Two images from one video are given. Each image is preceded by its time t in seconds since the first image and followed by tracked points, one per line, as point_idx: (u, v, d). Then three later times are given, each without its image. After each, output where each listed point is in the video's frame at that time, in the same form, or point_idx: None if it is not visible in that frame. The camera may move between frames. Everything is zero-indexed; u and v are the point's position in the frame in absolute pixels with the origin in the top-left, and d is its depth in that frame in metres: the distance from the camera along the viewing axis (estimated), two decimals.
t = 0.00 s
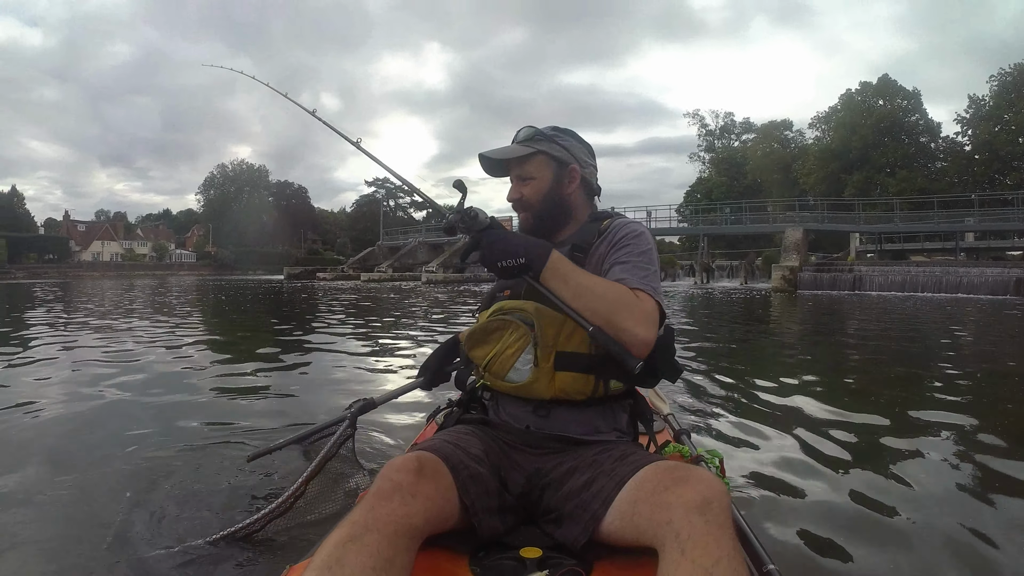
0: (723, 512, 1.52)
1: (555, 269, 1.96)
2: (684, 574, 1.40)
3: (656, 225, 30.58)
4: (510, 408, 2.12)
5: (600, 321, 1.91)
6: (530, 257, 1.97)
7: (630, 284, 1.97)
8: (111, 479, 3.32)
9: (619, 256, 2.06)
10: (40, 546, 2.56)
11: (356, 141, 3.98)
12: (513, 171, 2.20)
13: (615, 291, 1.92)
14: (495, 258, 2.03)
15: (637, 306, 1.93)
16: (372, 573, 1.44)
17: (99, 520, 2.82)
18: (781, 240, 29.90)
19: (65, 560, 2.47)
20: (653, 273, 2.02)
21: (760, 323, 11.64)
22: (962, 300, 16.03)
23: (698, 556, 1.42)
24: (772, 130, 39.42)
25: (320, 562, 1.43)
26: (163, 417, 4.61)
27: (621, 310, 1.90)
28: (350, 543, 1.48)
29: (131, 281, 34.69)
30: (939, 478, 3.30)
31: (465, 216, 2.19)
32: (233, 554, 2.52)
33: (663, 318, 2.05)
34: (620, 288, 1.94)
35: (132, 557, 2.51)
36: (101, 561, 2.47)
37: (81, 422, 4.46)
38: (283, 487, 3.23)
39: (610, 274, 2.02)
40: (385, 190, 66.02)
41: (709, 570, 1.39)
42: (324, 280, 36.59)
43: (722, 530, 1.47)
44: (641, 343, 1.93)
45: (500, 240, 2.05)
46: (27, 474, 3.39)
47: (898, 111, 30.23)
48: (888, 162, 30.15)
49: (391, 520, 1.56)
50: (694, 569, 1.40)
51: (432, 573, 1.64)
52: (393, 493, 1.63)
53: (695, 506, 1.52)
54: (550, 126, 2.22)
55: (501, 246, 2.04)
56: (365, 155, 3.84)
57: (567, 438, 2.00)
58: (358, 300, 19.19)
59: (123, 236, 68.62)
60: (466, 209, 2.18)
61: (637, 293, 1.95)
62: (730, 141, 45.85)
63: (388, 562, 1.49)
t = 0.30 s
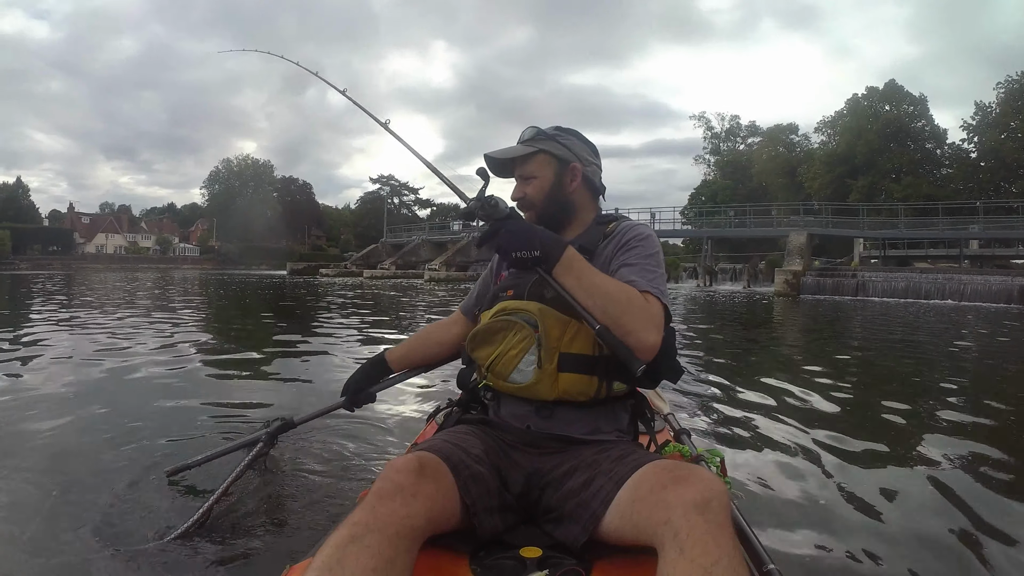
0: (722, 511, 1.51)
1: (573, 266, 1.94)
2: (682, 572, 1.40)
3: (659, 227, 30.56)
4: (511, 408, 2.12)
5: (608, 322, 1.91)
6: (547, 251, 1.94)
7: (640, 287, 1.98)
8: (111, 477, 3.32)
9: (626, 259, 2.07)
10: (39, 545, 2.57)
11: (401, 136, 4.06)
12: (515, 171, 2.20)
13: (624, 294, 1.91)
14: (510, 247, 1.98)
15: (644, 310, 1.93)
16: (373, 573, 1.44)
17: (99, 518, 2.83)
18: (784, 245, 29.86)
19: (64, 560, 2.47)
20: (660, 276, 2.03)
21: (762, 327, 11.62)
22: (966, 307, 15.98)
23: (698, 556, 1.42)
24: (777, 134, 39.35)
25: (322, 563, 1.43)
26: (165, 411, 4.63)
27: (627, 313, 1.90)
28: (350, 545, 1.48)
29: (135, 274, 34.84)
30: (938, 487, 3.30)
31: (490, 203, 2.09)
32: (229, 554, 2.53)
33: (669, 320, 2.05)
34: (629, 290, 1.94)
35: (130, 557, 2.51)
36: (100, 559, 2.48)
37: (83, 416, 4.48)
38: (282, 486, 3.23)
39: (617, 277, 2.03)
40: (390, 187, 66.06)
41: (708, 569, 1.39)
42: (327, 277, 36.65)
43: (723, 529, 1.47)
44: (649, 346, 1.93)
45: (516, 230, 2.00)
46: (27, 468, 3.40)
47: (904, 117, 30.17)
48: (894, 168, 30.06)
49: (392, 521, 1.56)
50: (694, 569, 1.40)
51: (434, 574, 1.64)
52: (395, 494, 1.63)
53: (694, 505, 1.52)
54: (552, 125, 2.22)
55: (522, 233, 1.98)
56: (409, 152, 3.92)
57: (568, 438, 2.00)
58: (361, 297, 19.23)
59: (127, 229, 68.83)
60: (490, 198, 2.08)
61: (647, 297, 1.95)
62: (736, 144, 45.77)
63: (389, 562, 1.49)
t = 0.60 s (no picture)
0: (722, 511, 1.51)
1: (573, 280, 1.89)
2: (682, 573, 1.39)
3: (664, 226, 30.50)
4: (509, 408, 2.12)
5: (605, 338, 1.92)
6: (550, 265, 1.86)
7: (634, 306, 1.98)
8: (113, 478, 3.33)
9: (625, 270, 2.05)
10: (38, 549, 2.57)
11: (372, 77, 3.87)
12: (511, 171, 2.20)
13: (620, 311, 1.91)
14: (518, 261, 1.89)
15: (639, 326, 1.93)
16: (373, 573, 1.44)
17: (99, 521, 2.83)
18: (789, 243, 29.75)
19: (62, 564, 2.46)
20: (660, 292, 2.02)
21: (766, 326, 11.59)
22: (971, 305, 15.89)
23: (697, 556, 1.41)
24: (782, 132, 39.21)
25: (322, 562, 1.43)
26: (169, 412, 4.64)
27: (622, 328, 1.90)
28: (350, 544, 1.48)
29: (141, 275, 35.04)
30: (941, 487, 3.28)
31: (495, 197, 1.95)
32: (228, 556, 2.53)
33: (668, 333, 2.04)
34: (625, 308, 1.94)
35: (129, 560, 2.51)
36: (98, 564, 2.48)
37: (86, 417, 4.49)
38: (283, 488, 3.23)
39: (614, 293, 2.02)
40: (394, 187, 66.11)
41: (708, 569, 1.39)
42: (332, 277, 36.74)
43: (722, 529, 1.47)
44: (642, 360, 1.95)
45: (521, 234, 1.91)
46: (30, 470, 3.41)
47: (909, 114, 30.00)
48: (899, 166, 29.89)
49: (392, 521, 1.56)
50: (695, 569, 1.39)
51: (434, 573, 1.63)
52: (395, 494, 1.63)
53: (694, 505, 1.51)
54: (548, 125, 2.21)
55: (521, 245, 1.89)
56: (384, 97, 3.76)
57: (567, 438, 2.00)
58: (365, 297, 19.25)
59: (133, 230, 69.11)
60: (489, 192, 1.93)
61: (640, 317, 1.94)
62: (741, 142, 45.62)
63: (389, 562, 1.49)
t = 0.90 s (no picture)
0: (722, 512, 1.50)
1: (566, 295, 1.84)
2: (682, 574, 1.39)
3: (670, 226, 30.43)
4: (507, 409, 2.11)
5: (596, 350, 1.87)
6: (543, 280, 1.81)
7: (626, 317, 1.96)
8: (113, 479, 3.33)
9: (618, 276, 2.02)
10: (35, 549, 2.57)
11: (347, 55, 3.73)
12: (499, 174, 2.20)
13: (612, 323, 1.87)
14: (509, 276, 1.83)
15: (628, 337, 1.89)
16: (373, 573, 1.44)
17: (97, 520, 2.83)
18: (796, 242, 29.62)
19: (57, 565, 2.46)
20: (654, 297, 1.99)
21: (772, 326, 11.53)
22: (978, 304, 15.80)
23: (698, 557, 1.41)
24: (788, 131, 39.04)
25: (322, 562, 1.43)
26: (173, 412, 4.65)
27: (612, 342, 1.86)
28: (350, 545, 1.47)
29: (148, 276, 35.25)
30: (944, 485, 3.27)
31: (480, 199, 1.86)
32: (229, 559, 2.52)
33: (662, 339, 2.02)
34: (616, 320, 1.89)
35: (127, 560, 2.50)
36: (95, 563, 2.48)
37: (90, 417, 4.51)
38: (285, 488, 3.24)
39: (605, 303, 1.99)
40: (400, 188, 66.25)
41: (708, 570, 1.38)
42: (338, 278, 36.80)
43: (722, 531, 1.46)
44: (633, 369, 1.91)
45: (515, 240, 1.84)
46: (34, 469, 3.42)
47: (915, 112, 29.85)
48: (906, 164, 29.72)
49: (393, 521, 1.56)
50: (694, 569, 1.39)
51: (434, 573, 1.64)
52: (395, 494, 1.63)
53: (694, 506, 1.51)
54: (535, 125, 2.20)
55: (515, 259, 1.82)
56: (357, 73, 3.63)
57: (565, 438, 1.99)
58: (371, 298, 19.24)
59: (140, 232, 69.44)
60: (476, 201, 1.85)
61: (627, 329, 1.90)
62: (746, 141, 45.47)
63: (389, 562, 1.49)
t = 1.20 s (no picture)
0: (722, 513, 1.50)
1: (558, 292, 1.83)
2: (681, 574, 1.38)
3: (677, 226, 30.35)
4: (506, 407, 2.11)
5: (584, 348, 1.88)
6: (536, 278, 1.81)
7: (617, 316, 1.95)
8: (119, 479, 3.34)
9: (612, 273, 2.01)
10: (39, 551, 2.57)
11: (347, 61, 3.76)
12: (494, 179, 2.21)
13: (605, 322, 1.86)
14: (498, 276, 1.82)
15: (618, 336, 1.88)
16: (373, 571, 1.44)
17: (103, 521, 2.84)
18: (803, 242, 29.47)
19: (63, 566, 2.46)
20: (647, 293, 1.98)
21: (779, 326, 11.46)
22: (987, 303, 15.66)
23: (697, 557, 1.40)
24: (795, 130, 38.84)
25: (321, 560, 1.43)
26: (180, 413, 4.67)
27: (601, 341, 1.86)
28: (350, 542, 1.48)
29: (157, 276, 35.47)
30: (950, 486, 3.25)
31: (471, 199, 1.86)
32: (232, 559, 2.52)
33: (656, 335, 2.01)
34: (605, 319, 1.88)
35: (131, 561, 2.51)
36: (100, 565, 2.48)
37: (96, 417, 4.53)
38: (292, 487, 3.24)
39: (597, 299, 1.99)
40: (407, 188, 66.34)
41: (708, 569, 1.37)
42: (344, 278, 36.92)
43: (723, 531, 1.45)
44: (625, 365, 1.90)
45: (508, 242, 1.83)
46: (42, 470, 3.45)
47: (923, 110, 29.66)
48: (913, 163, 29.51)
49: (393, 519, 1.56)
50: (693, 570, 1.38)
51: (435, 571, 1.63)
52: (395, 492, 1.63)
53: (694, 507, 1.50)
54: (528, 127, 2.18)
55: (505, 259, 1.80)
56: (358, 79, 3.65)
57: (564, 437, 1.99)
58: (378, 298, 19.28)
59: (148, 233, 69.81)
60: (465, 199, 1.84)
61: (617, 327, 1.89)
62: (754, 140, 45.25)
63: (389, 561, 1.49)
